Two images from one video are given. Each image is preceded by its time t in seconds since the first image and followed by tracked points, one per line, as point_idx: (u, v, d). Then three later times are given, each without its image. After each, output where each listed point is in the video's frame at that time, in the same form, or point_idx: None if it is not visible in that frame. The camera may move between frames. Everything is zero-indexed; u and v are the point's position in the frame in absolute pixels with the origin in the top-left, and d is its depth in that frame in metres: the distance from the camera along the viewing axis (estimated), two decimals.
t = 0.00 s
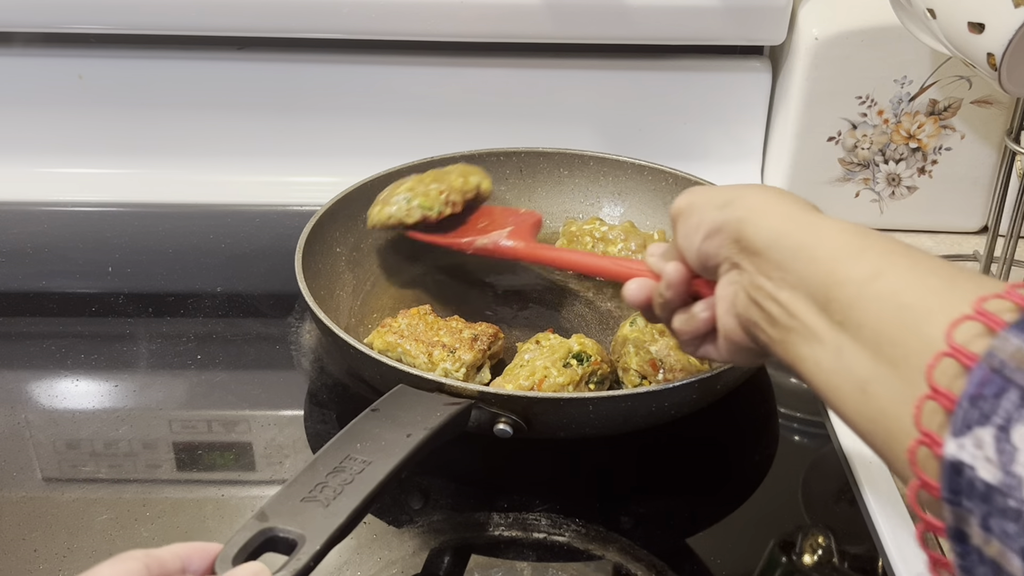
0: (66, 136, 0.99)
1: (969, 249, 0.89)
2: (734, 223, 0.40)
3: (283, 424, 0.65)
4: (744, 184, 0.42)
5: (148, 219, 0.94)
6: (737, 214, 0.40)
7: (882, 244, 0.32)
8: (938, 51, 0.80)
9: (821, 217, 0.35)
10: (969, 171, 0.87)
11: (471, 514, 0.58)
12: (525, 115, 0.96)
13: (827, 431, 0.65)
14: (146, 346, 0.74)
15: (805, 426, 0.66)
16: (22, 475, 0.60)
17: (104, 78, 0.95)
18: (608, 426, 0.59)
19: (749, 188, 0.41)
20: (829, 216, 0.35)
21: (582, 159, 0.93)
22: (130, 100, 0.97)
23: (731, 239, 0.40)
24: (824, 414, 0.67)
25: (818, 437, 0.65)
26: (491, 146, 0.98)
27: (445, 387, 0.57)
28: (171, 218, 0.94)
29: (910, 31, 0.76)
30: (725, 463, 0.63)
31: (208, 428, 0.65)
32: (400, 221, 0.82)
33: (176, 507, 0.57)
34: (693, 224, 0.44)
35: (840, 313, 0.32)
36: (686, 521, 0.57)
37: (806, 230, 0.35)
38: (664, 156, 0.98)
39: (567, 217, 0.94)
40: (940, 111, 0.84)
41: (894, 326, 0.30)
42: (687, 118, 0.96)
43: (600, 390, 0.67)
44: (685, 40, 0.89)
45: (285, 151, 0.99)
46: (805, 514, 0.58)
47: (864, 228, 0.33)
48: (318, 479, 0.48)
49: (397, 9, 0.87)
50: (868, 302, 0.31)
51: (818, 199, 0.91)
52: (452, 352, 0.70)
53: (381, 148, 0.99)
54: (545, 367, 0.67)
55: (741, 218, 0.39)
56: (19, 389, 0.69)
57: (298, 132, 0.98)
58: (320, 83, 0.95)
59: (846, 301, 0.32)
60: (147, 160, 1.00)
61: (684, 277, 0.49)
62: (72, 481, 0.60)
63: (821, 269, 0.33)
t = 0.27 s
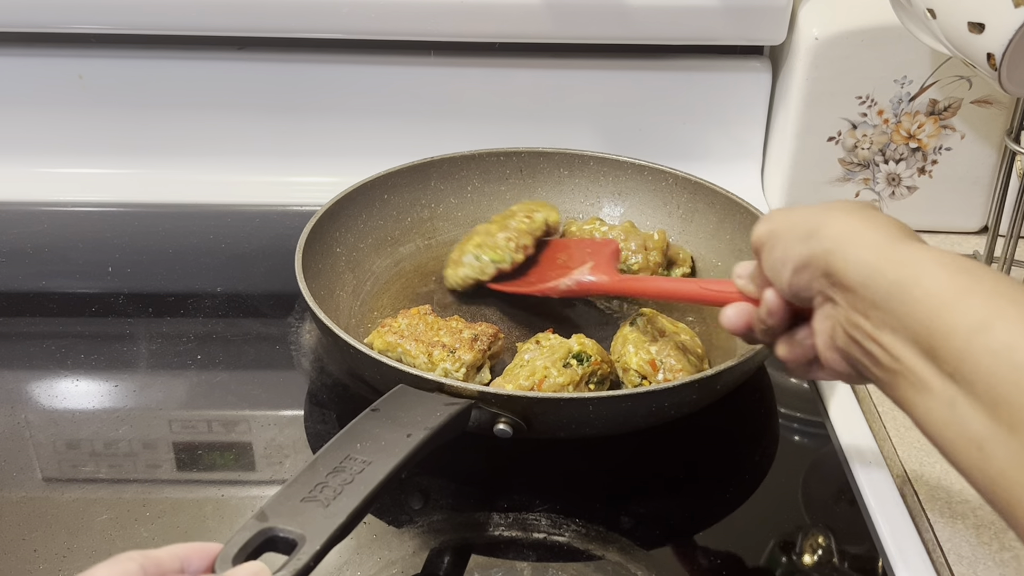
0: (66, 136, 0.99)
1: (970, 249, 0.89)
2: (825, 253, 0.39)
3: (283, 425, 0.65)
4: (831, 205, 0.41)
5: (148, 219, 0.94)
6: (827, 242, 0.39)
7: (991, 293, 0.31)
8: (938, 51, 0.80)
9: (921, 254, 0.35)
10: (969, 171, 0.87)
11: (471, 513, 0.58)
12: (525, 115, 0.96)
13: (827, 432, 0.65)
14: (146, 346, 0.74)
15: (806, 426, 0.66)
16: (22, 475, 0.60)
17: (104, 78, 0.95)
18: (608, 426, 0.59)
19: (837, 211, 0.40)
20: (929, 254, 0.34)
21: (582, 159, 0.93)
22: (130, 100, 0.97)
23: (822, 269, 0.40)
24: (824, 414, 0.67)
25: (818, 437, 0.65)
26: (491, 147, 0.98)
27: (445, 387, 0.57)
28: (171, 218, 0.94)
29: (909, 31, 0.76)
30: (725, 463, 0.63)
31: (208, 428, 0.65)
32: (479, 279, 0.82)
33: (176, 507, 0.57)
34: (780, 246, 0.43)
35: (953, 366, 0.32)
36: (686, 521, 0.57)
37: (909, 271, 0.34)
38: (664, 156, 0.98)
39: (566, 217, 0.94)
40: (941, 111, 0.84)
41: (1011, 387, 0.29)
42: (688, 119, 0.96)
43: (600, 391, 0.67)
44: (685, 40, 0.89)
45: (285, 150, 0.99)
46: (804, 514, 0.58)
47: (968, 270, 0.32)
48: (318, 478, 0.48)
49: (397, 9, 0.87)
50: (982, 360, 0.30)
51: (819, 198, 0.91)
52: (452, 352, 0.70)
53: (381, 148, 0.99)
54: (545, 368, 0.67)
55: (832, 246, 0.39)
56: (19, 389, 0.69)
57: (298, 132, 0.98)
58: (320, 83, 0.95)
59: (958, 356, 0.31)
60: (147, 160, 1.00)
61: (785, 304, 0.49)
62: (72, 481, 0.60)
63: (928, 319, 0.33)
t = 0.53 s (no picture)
0: (66, 136, 0.99)
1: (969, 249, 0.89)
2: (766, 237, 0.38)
3: (283, 425, 0.65)
4: (751, 168, 0.39)
5: (148, 219, 0.94)
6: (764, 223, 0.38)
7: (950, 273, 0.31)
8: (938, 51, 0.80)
9: (864, 228, 0.34)
10: (969, 171, 0.87)
11: (471, 513, 0.58)
12: (525, 115, 0.96)
13: (827, 431, 0.65)
14: (146, 346, 0.74)
15: (805, 426, 0.66)
16: (22, 475, 0.60)
17: (103, 78, 0.95)
18: (608, 425, 0.59)
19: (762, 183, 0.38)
20: (875, 225, 0.33)
21: (581, 159, 0.93)
22: (130, 100, 0.97)
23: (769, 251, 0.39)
24: (824, 414, 0.67)
25: (818, 437, 0.65)
26: (491, 146, 0.98)
27: (445, 386, 0.57)
28: (171, 218, 0.94)
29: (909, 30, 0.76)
30: (725, 463, 0.63)
31: (208, 428, 0.65)
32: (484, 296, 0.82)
33: (176, 507, 0.57)
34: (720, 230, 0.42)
35: (932, 355, 0.32)
36: (686, 521, 0.57)
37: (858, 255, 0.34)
38: (664, 156, 0.98)
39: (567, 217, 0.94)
40: (941, 111, 0.84)
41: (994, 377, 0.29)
42: (687, 118, 0.96)
43: (600, 390, 0.67)
44: (685, 40, 0.89)
45: (285, 150, 0.99)
46: (804, 514, 0.58)
47: (920, 243, 0.32)
48: (318, 478, 0.48)
49: (397, 9, 0.87)
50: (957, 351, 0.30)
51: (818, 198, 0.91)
52: (452, 353, 0.70)
53: (381, 148, 0.99)
54: (545, 368, 0.67)
55: (770, 228, 0.38)
56: (19, 389, 0.69)
57: (298, 132, 0.98)
58: (320, 83, 0.95)
59: (936, 344, 0.31)
60: (147, 160, 1.00)
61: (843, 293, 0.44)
62: (72, 481, 0.60)
63: (897, 302, 0.32)
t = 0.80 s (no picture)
0: (67, 136, 0.99)
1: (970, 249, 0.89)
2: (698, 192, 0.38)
3: (283, 424, 0.65)
4: (684, 120, 0.39)
5: (148, 219, 0.94)
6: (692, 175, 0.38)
7: (874, 217, 0.30)
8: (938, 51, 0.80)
9: (783, 174, 0.33)
10: (969, 171, 0.87)
11: (471, 513, 0.58)
12: (525, 115, 0.96)
13: (827, 431, 0.65)
14: (146, 346, 0.74)
15: (805, 426, 0.66)
16: (22, 475, 0.60)
17: (104, 78, 0.95)
18: (608, 425, 0.59)
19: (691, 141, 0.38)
20: (800, 171, 0.33)
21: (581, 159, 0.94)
22: (131, 100, 0.97)
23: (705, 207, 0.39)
24: (824, 414, 0.67)
25: (818, 437, 0.65)
26: (492, 146, 0.98)
27: (445, 386, 0.57)
28: (171, 218, 0.94)
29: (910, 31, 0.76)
30: (725, 463, 0.63)
31: (208, 428, 0.65)
32: (435, 271, 0.82)
33: (176, 507, 0.57)
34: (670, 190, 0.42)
35: (859, 304, 0.31)
36: (685, 521, 0.57)
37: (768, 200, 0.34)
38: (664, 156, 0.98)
39: (567, 217, 0.94)
40: (940, 111, 0.84)
41: (924, 328, 0.29)
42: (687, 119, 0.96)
43: (600, 391, 0.67)
44: (685, 40, 0.89)
45: (285, 150, 0.99)
46: (805, 514, 0.58)
47: (847, 188, 0.31)
48: (318, 477, 0.48)
49: (397, 9, 0.87)
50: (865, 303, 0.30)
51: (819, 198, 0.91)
52: (452, 352, 0.70)
53: (381, 148, 0.99)
54: (545, 368, 0.67)
55: (704, 182, 0.37)
56: (19, 389, 0.69)
57: (299, 132, 0.98)
58: (320, 83, 0.95)
59: (860, 296, 0.31)
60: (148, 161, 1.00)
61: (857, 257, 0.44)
62: (72, 481, 0.60)
63: (821, 251, 0.32)
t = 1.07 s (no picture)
0: (66, 136, 0.99)
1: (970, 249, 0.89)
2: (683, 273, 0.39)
3: (283, 424, 0.65)
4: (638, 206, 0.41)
5: (148, 219, 0.94)
6: (677, 262, 0.39)
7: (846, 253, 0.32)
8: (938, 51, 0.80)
9: (747, 241, 0.36)
10: (969, 171, 0.87)
11: (471, 513, 0.58)
12: (525, 115, 0.96)
13: (827, 431, 0.65)
14: (146, 346, 0.74)
15: (805, 426, 0.66)
16: (22, 475, 0.60)
17: (104, 78, 0.95)
18: (608, 425, 0.59)
19: (657, 228, 0.40)
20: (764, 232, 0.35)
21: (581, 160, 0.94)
22: (131, 100, 0.97)
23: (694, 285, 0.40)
24: (824, 415, 0.67)
25: (818, 437, 0.65)
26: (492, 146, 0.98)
27: (444, 387, 0.57)
28: (171, 218, 0.94)
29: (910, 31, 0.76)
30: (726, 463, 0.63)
31: (208, 428, 0.65)
32: (436, 270, 0.83)
33: (176, 507, 0.57)
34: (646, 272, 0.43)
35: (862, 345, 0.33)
36: (686, 521, 0.57)
37: (761, 258, 0.35)
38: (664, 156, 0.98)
39: (567, 217, 0.94)
40: (940, 111, 0.84)
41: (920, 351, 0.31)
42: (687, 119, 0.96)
43: (600, 390, 0.67)
44: (685, 40, 0.89)
45: (285, 150, 0.99)
46: (805, 514, 0.58)
47: (814, 239, 0.33)
48: (318, 477, 0.48)
49: (397, 9, 0.87)
50: (874, 332, 0.31)
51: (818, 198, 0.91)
52: (451, 353, 0.70)
53: (381, 148, 0.99)
54: (545, 368, 0.67)
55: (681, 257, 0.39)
56: (19, 389, 0.69)
57: (298, 132, 0.98)
58: (321, 83, 0.95)
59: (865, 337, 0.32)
60: (148, 160, 1.00)
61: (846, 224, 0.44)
62: (72, 481, 0.60)
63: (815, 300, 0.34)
